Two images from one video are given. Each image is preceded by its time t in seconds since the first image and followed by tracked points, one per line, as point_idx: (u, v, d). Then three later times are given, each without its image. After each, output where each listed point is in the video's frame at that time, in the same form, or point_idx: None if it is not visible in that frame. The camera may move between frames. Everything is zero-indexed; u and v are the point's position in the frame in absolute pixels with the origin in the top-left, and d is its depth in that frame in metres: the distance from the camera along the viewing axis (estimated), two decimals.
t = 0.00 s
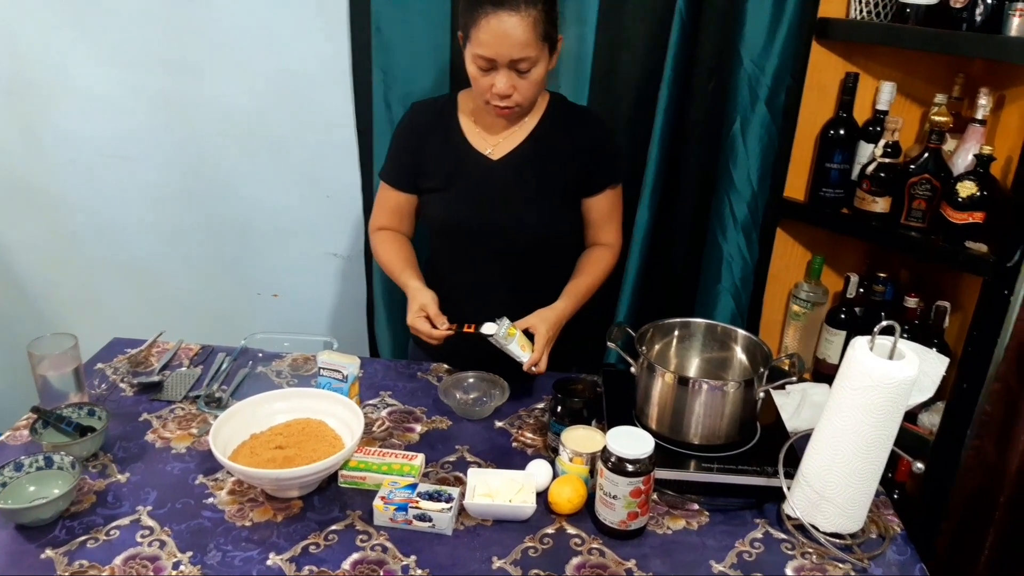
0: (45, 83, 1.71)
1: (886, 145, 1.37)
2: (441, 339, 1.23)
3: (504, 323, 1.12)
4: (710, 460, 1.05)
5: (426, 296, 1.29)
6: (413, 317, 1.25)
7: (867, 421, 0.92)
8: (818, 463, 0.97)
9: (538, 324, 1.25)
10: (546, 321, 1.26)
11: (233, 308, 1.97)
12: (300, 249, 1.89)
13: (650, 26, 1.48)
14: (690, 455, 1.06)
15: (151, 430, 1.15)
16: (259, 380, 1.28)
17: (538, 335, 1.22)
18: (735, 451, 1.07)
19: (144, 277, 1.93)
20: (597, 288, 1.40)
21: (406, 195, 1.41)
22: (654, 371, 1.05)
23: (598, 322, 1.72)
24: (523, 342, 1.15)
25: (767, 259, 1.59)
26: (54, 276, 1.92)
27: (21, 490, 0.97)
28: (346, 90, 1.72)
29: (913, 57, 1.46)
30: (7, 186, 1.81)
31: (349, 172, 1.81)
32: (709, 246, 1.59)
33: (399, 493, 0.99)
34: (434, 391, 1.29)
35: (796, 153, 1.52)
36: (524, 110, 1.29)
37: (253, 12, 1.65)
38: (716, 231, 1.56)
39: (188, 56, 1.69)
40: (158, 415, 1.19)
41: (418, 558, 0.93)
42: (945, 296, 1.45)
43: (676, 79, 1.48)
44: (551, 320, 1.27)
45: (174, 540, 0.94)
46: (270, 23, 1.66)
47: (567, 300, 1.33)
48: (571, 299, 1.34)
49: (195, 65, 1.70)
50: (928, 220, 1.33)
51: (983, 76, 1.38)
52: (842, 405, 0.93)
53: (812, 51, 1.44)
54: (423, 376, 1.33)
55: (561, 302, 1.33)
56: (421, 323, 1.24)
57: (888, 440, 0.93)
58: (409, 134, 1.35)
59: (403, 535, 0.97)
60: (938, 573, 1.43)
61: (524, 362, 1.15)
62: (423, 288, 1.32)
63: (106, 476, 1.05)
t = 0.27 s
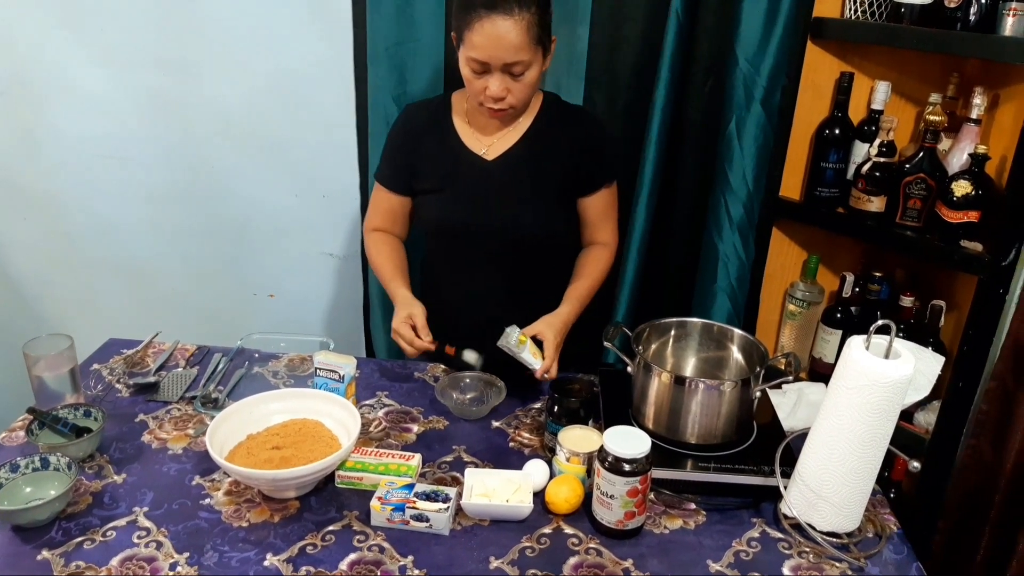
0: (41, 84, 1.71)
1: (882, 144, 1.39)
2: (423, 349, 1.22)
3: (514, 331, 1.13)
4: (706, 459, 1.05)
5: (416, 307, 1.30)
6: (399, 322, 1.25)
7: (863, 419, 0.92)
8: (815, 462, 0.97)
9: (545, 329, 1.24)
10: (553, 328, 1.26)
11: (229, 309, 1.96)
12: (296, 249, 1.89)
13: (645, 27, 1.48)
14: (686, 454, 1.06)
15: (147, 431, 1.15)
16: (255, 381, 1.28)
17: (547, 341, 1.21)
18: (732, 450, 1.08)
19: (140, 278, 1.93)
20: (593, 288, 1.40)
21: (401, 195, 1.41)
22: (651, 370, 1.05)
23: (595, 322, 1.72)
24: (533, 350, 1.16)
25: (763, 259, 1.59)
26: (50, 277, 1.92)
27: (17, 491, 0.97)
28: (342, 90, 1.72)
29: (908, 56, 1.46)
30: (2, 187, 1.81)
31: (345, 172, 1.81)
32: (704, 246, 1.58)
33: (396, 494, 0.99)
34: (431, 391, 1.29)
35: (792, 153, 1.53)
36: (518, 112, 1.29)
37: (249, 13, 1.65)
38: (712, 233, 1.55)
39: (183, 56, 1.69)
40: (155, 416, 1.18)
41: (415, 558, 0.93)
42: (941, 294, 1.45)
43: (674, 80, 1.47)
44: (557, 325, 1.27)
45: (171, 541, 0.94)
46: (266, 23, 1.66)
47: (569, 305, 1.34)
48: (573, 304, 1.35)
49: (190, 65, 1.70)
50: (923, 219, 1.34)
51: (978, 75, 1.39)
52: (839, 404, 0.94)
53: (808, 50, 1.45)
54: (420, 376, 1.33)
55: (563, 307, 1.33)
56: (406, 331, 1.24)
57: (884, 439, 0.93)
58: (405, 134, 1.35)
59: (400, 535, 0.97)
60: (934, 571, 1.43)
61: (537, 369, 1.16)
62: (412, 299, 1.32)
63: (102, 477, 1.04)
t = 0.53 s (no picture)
0: (41, 84, 1.71)
1: (883, 144, 1.39)
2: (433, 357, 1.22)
3: (514, 329, 1.13)
4: (707, 460, 1.05)
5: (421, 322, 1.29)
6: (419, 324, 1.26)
7: (864, 420, 0.92)
8: (816, 463, 0.97)
9: (545, 329, 1.25)
10: (553, 328, 1.27)
11: (229, 308, 1.96)
12: (296, 249, 1.89)
13: (645, 26, 1.48)
14: (687, 455, 1.06)
15: (148, 431, 1.14)
16: (256, 380, 1.28)
17: (544, 342, 1.22)
18: (732, 451, 1.07)
19: (141, 278, 1.93)
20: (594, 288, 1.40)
21: (402, 195, 1.41)
22: (652, 371, 1.05)
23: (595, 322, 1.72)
24: (531, 349, 1.16)
25: (764, 259, 1.59)
26: (51, 277, 1.92)
27: (17, 491, 0.97)
28: (342, 89, 1.72)
29: (909, 57, 1.46)
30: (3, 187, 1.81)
31: (345, 172, 1.80)
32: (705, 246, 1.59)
33: (396, 494, 0.99)
34: (431, 391, 1.29)
35: (792, 154, 1.53)
36: (517, 112, 1.29)
37: (249, 13, 1.65)
38: (713, 233, 1.55)
39: (184, 56, 1.69)
40: (155, 415, 1.18)
41: (416, 558, 0.93)
42: (941, 295, 1.45)
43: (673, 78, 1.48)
44: (557, 325, 1.28)
45: (172, 541, 0.94)
46: (267, 22, 1.66)
47: (569, 306, 1.34)
48: (573, 305, 1.35)
49: (191, 65, 1.70)
50: (925, 220, 1.34)
51: (978, 75, 1.39)
52: (840, 404, 0.93)
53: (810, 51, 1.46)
54: (420, 376, 1.33)
55: (564, 308, 1.33)
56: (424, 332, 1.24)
57: (885, 440, 0.93)
58: (406, 134, 1.35)
59: (401, 535, 0.97)
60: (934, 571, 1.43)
61: (533, 369, 1.16)
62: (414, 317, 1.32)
63: (103, 477, 1.04)
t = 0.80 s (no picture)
0: (42, 84, 1.71)
1: (884, 145, 1.38)
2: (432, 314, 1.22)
3: (506, 337, 1.13)
4: (708, 460, 1.05)
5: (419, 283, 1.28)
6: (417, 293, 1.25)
7: (865, 420, 0.92)
8: (817, 463, 0.97)
9: (538, 334, 1.25)
10: (547, 332, 1.26)
11: (230, 309, 1.97)
12: (297, 249, 1.89)
13: (646, 27, 1.48)
14: (688, 455, 1.06)
15: (149, 430, 1.15)
16: (257, 380, 1.28)
17: (537, 347, 1.22)
18: (733, 452, 1.07)
19: (142, 278, 1.93)
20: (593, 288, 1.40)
21: (403, 195, 1.41)
22: (652, 371, 1.05)
23: (597, 322, 1.72)
24: (524, 355, 1.16)
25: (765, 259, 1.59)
26: (52, 277, 1.92)
27: (19, 491, 0.97)
28: (342, 90, 1.72)
29: (910, 57, 1.46)
30: (4, 188, 1.82)
31: (345, 172, 1.80)
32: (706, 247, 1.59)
33: (397, 493, 0.99)
34: (432, 391, 1.29)
35: (792, 154, 1.54)
36: (519, 111, 1.29)
37: (250, 14, 1.65)
38: (714, 233, 1.56)
39: (185, 57, 1.69)
40: (156, 415, 1.18)
41: (416, 558, 0.93)
42: (942, 295, 1.45)
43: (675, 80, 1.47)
44: (551, 330, 1.27)
45: (173, 540, 0.94)
46: (268, 23, 1.66)
47: (567, 310, 1.33)
48: (571, 308, 1.35)
49: (191, 65, 1.70)
50: (926, 220, 1.33)
51: (980, 76, 1.39)
52: (841, 404, 0.93)
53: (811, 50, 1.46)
54: (421, 376, 1.33)
55: (561, 312, 1.33)
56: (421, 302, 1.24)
57: (886, 440, 0.93)
58: (407, 134, 1.36)
59: (402, 535, 0.97)
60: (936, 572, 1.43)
61: (526, 376, 1.16)
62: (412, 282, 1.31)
63: (104, 476, 1.04)
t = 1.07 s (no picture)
0: (47, 84, 1.72)
1: (887, 146, 1.37)
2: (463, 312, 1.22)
3: (491, 328, 1.14)
4: (711, 461, 1.05)
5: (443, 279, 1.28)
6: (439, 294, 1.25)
7: (868, 422, 0.92)
8: (820, 465, 0.97)
9: (528, 329, 1.25)
10: (537, 328, 1.26)
11: (234, 309, 1.97)
12: (301, 249, 1.89)
13: (649, 28, 1.48)
14: (691, 456, 1.06)
15: (152, 429, 1.15)
16: (260, 380, 1.28)
17: (525, 340, 1.22)
18: (737, 454, 1.07)
19: (145, 278, 1.93)
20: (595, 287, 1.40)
21: (407, 195, 1.41)
22: (655, 372, 1.05)
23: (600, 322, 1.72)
24: (509, 347, 1.16)
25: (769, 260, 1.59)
26: (56, 276, 1.92)
27: (22, 489, 0.97)
28: (346, 90, 1.72)
29: (915, 58, 1.46)
30: (9, 187, 1.82)
31: (349, 172, 1.81)
32: (711, 248, 1.60)
33: (400, 493, 0.99)
34: (435, 391, 1.29)
35: (796, 155, 1.52)
36: (524, 110, 1.29)
37: (254, 14, 1.66)
38: (719, 235, 1.57)
39: (189, 57, 1.70)
40: (160, 414, 1.19)
41: (419, 558, 0.93)
42: (946, 296, 1.45)
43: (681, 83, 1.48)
44: (543, 326, 1.26)
45: (176, 539, 0.94)
46: (272, 23, 1.66)
47: (563, 307, 1.33)
48: (568, 306, 1.34)
49: (196, 66, 1.70)
50: (930, 222, 1.33)
51: (984, 77, 1.39)
52: (844, 406, 0.93)
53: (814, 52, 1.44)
54: (424, 376, 1.33)
55: (556, 309, 1.32)
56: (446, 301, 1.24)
57: (890, 442, 0.93)
58: (411, 134, 1.36)
59: (405, 535, 0.97)
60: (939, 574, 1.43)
61: (508, 366, 1.17)
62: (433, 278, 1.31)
63: (108, 475, 1.05)
